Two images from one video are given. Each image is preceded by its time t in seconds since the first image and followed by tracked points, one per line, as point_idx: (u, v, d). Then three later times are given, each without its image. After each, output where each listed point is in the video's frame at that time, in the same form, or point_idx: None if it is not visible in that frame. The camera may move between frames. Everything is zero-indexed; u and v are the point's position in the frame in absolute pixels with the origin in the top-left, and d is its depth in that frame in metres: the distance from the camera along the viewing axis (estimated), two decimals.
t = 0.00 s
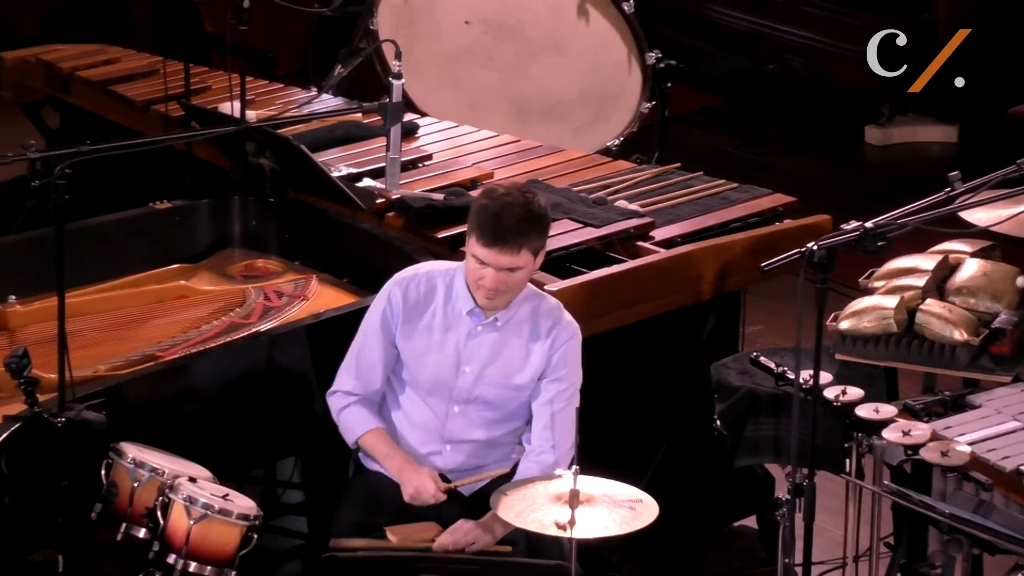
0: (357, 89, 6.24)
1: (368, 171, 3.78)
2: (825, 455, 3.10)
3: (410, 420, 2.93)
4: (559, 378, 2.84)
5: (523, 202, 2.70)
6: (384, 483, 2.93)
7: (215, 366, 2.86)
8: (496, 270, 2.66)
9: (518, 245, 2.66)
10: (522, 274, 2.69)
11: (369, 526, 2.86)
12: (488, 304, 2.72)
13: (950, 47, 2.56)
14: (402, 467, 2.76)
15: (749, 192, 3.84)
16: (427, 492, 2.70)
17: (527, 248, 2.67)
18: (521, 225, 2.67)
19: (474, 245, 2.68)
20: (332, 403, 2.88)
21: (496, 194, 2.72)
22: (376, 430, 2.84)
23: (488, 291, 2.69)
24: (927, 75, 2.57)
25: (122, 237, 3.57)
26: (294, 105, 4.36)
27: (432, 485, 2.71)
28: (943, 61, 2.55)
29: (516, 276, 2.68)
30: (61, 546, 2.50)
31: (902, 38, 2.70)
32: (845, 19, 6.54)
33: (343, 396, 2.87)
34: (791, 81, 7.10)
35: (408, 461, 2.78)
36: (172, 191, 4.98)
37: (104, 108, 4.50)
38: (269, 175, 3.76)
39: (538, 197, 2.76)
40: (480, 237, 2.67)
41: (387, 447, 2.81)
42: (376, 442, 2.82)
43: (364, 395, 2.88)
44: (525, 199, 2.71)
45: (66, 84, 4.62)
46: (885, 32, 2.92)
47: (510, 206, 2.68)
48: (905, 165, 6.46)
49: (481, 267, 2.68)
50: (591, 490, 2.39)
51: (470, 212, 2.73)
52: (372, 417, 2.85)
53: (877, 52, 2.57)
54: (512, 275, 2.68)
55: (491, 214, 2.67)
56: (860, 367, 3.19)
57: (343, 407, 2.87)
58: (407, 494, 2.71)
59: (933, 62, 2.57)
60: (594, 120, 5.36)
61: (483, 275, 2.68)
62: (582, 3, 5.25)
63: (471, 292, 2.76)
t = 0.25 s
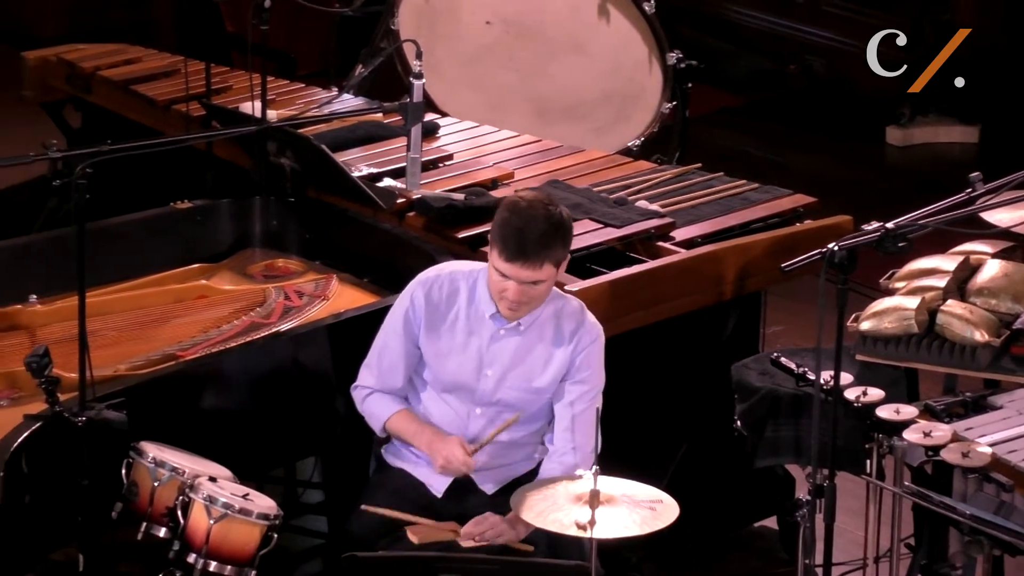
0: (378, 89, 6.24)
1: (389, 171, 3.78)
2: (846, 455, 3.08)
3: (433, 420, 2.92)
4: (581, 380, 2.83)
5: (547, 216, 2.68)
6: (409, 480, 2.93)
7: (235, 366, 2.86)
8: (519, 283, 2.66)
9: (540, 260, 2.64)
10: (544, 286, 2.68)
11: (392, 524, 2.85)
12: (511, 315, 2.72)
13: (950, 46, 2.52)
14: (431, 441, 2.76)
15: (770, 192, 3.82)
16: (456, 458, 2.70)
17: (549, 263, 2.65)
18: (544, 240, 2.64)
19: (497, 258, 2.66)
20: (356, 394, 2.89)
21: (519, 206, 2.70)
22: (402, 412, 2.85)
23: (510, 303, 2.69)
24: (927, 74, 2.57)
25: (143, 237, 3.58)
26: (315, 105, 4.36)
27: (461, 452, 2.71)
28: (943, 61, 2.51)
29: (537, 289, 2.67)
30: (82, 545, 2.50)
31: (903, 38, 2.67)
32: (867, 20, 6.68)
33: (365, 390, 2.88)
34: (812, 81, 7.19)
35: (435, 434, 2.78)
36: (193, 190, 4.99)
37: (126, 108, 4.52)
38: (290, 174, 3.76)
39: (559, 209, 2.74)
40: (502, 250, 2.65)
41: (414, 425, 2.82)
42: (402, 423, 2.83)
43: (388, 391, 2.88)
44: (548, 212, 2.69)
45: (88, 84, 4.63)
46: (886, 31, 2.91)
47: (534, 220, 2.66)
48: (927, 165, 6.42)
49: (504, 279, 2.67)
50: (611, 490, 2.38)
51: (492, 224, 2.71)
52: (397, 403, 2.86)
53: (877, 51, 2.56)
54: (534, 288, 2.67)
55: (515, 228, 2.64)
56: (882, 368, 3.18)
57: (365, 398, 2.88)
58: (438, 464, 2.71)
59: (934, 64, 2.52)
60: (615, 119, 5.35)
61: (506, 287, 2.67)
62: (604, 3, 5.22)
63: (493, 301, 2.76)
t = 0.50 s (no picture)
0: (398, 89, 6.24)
1: (410, 171, 3.78)
2: (866, 457, 3.07)
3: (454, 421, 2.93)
4: (600, 380, 2.81)
5: (562, 248, 2.62)
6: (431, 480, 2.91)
7: (255, 365, 2.85)
8: (533, 314, 2.65)
9: (555, 295, 2.62)
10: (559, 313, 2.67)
11: (412, 525, 2.85)
12: (525, 334, 2.72)
13: (951, 44, 2.41)
14: (450, 416, 2.75)
15: (791, 193, 3.80)
16: (473, 431, 2.68)
17: (564, 296, 2.63)
18: (559, 277, 2.60)
19: (512, 291, 2.64)
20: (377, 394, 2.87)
21: (533, 237, 2.64)
22: (422, 400, 2.83)
23: (526, 327, 2.69)
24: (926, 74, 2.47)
25: (164, 236, 3.59)
26: (336, 105, 4.36)
27: (477, 423, 2.68)
28: (944, 60, 2.41)
29: (552, 317, 2.67)
30: (103, 543, 2.50)
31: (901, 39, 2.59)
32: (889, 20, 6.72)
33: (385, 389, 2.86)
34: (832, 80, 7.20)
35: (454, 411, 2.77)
36: (213, 190, 5.00)
37: (147, 107, 4.53)
38: (312, 175, 3.76)
39: (573, 233, 2.68)
40: (517, 287, 2.62)
41: (434, 407, 2.80)
42: (424, 408, 2.81)
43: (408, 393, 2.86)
44: (561, 242, 2.63)
45: (109, 83, 4.65)
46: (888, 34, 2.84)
47: (548, 254, 2.60)
48: (948, 166, 6.38)
49: (519, 309, 2.66)
50: (631, 490, 2.37)
51: (506, 253, 2.67)
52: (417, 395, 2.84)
53: (877, 51, 2.50)
54: (549, 317, 2.66)
55: (529, 266, 2.60)
56: (902, 369, 3.17)
57: (384, 398, 2.86)
58: (456, 433, 2.69)
59: (934, 63, 2.41)
60: (635, 120, 5.37)
61: (521, 316, 2.67)
62: (625, 3, 5.22)
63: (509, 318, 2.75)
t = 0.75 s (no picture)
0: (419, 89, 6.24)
1: (431, 171, 3.77)
2: (886, 458, 3.02)
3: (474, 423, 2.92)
4: (616, 376, 2.81)
5: (575, 238, 2.63)
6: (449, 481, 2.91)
7: (276, 364, 2.86)
8: (549, 306, 2.63)
9: (569, 284, 2.61)
10: (574, 306, 2.66)
11: (431, 524, 2.85)
12: (541, 332, 2.71)
13: (952, 44, 2.45)
14: (473, 443, 2.75)
15: (811, 193, 3.78)
16: (500, 466, 2.67)
17: (578, 286, 2.62)
18: (573, 266, 2.60)
19: (526, 282, 2.64)
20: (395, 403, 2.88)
21: (547, 229, 2.65)
22: (444, 414, 2.84)
23: (541, 322, 2.67)
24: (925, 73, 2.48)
25: (185, 236, 3.59)
26: (356, 105, 4.37)
27: (503, 460, 2.68)
28: (944, 61, 2.43)
29: (567, 310, 2.65)
30: (123, 541, 2.51)
31: (901, 37, 2.51)
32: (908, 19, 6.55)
33: (406, 395, 2.87)
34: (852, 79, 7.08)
35: (478, 435, 2.77)
36: (234, 189, 5.01)
37: (168, 107, 4.54)
38: (332, 174, 3.79)
39: (586, 227, 2.69)
40: (531, 276, 2.62)
41: (456, 428, 2.81)
42: (445, 424, 2.82)
43: (427, 398, 2.87)
44: (575, 233, 2.64)
45: (130, 83, 4.66)
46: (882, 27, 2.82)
47: (561, 244, 2.61)
48: (969, 167, 6.33)
49: (534, 302, 2.65)
50: (651, 490, 2.35)
51: (520, 246, 2.67)
52: (438, 406, 2.85)
53: (877, 51, 2.50)
54: (564, 310, 2.64)
55: (543, 255, 2.61)
56: (922, 370, 3.15)
57: (405, 404, 2.87)
58: (480, 470, 2.69)
59: (934, 63, 2.45)
60: (655, 119, 5.31)
61: (536, 309, 2.65)
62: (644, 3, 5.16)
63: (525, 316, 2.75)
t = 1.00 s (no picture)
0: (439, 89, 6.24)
1: (451, 171, 3.77)
2: (905, 459, 2.99)
3: (494, 421, 2.90)
4: (636, 370, 2.80)
5: (589, 203, 2.68)
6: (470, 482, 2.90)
7: (296, 365, 2.86)
8: (570, 272, 2.63)
9: (588, 245, 2.63)
10: (594, 273, 2.66)
11: (450, 525, 2.84)
12: (563, 307, 2.68)
13: (951, 46, 2.43)
14: (492, 457, 2.75)
15: (832, 194, 3.76)
16: (522, 483, 2.67)
17: (597, 247, 2.64)
18: (590, 225, 2.64)
19: (545, 249, 2.65)
20: (417, 405, 2.88)
21: (563, 196, 2.70)
22: (463, 423, 2.85)
23: (563, 294, 2.66)
24: (924, 75, 2.45)
25: (205, 236, 3.60)
26: (377, 105, 4.37)
27: (525, 478, 2.68)
28: (943, 60, 2.40)
29: (589, 276, 2.65)
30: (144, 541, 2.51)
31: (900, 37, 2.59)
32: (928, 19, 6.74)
33: (427, 399, 2.87)
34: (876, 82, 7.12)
35: (497, 449, 2.77)
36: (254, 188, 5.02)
37: (189, 107, 4.55)
38: (353, 174, 3.77)
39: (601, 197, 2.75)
40: (549, 240, 2.64)
41: (476, 438, 2.81)
42: (464, 433, 2.82)
43: (447, 399, 2.87)
44: (590, 199, 2.69)
45: (151, 82, 4.67)
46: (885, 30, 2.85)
47: (576, 207, 2.66)
48: (990, 167, 6.29)
49: (554, 269, 2.65)
50: (671, 491, 2.34)
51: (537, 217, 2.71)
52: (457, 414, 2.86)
53: (876, 52, 2.50)
54: (585, 275, 2.64)
55: (559, 217, 2.64)
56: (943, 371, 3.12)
57: (427, 408, 2.87)
58: (500, 485, 2.69)
59: (934, 63, 2.41)
60: (677, 120, 5.33)
61: (556, 278, 2.64)
62: (666, 3, 5.19)
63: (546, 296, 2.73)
